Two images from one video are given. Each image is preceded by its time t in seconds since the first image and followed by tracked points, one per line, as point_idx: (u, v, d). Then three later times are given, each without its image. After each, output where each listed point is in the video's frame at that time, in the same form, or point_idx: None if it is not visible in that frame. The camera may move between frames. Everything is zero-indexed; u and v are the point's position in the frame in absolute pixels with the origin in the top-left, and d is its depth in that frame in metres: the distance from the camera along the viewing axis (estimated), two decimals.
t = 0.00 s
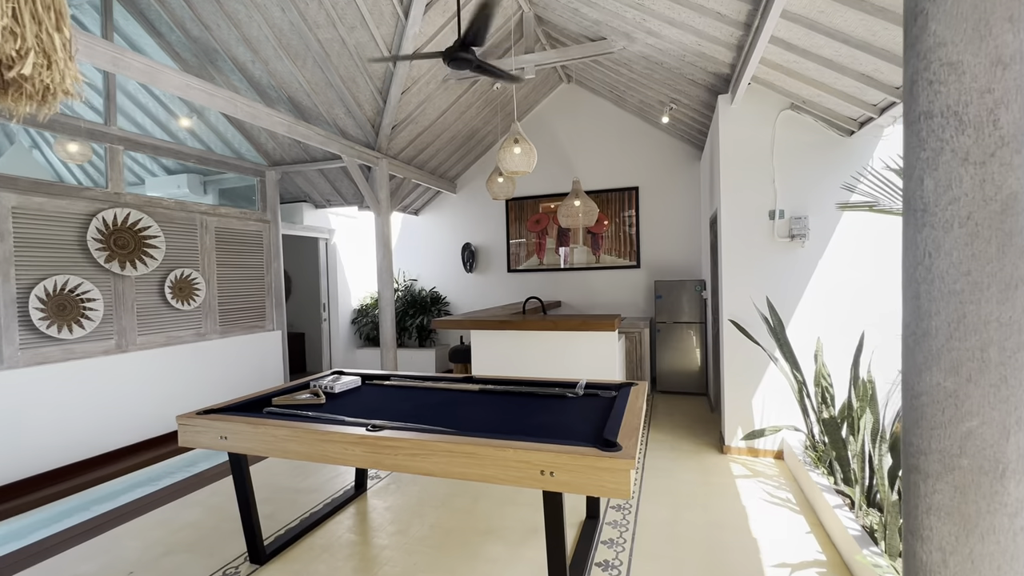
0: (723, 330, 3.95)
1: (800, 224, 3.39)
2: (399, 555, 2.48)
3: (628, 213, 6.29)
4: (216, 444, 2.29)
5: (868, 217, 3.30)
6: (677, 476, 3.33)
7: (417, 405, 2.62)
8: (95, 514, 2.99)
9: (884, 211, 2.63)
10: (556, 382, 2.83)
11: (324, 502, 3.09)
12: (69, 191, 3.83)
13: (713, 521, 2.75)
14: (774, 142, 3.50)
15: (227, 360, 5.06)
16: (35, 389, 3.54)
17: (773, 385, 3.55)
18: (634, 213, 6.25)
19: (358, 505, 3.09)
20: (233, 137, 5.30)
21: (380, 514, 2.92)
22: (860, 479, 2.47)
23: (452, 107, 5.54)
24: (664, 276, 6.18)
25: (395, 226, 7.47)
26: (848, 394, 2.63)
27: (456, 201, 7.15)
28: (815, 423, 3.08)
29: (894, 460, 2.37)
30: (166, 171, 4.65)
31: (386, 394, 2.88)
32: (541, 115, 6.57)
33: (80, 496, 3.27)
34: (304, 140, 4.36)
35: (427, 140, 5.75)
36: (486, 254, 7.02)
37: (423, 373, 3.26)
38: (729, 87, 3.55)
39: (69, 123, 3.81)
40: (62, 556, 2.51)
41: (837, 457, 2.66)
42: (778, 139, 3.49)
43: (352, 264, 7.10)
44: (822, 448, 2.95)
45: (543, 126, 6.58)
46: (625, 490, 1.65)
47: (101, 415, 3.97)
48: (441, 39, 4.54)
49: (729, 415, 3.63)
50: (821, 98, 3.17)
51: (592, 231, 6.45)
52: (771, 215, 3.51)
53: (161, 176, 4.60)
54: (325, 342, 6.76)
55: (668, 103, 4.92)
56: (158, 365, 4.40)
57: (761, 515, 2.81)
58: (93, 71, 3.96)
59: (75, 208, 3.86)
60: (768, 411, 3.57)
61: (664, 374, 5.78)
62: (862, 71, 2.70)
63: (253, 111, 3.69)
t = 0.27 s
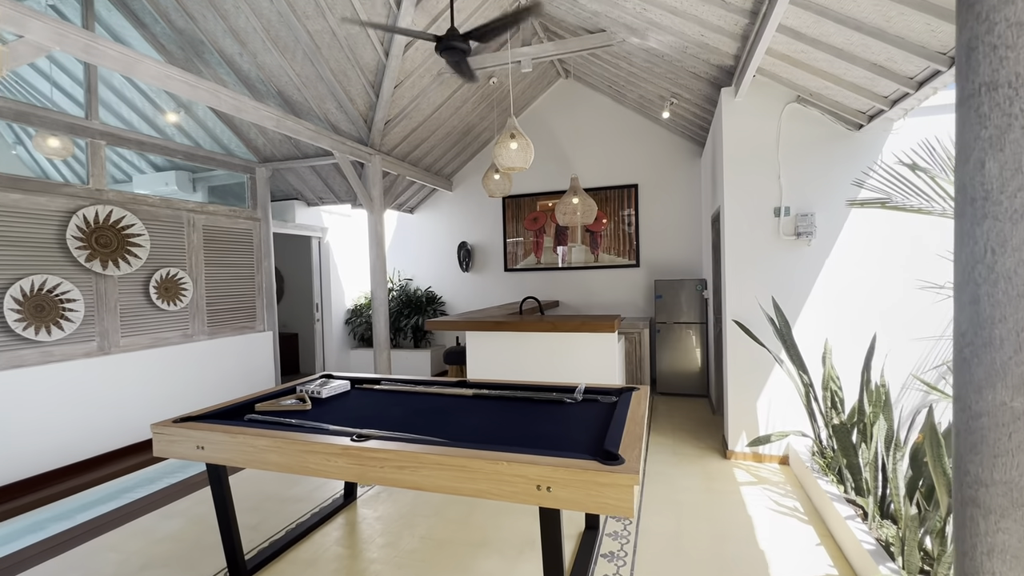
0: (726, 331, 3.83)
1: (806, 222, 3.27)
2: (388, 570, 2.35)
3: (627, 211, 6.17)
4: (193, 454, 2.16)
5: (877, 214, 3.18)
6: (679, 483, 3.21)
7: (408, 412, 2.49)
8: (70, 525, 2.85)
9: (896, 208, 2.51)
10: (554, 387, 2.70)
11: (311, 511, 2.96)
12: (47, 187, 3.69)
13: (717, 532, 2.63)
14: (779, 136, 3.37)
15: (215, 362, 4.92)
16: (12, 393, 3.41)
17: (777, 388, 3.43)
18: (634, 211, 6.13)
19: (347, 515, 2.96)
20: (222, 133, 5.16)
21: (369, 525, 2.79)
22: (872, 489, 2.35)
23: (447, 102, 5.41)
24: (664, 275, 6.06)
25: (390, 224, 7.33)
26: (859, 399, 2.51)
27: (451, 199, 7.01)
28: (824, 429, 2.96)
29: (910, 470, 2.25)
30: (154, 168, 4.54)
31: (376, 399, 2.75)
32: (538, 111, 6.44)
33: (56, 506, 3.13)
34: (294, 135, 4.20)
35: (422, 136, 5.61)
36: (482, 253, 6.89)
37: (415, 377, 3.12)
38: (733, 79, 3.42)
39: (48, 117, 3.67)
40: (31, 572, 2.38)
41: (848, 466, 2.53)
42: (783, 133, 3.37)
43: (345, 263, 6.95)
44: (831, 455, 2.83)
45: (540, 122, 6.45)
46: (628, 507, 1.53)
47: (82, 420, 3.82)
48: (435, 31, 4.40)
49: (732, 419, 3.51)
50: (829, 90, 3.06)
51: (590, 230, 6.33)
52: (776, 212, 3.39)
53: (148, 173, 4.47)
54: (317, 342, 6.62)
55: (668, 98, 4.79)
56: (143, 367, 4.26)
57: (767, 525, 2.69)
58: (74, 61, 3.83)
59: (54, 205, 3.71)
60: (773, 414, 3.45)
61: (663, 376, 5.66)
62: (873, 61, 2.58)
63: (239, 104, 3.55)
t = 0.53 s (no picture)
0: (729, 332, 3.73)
1: (812, 218, 3.17)
2: None
3: (626, 208, 6.06)
4: (170, 462, 2.04)
5: (887, 210, 3.08)
6: (682, 489, 3.11)
7: (399, 416, 2.38)
8: (46, 535, 2.72)
9: (909, 203, 2.40)
10: (552, 390, 2.59)
11: (299, 519, 2.84)
12: (25, 182, 3.55)
13: (722, 540, 2.52)
14: (785, 130, 3.27)
15: (204, 363, 4.79)
16: None
17: (783, 390, 3.33)
18: (633, 209, 6.02)
19: (337, 523, 2.84)
20: (211, 128, 5.03)
21: (360, 534, 2.67)
22: (886, 497, 2.24)
23: (443, 97, 5.29)
24: (664, 274, 5.95)
25: (385, 222, 7.21)
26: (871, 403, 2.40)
27: (447, 197, 6.89)
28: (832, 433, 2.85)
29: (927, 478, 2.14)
30: (143, 164, 4.43)
31: (366, 403, 2.63)
32: (536, 106, 6.32)
33: (34, 515, 3.01)
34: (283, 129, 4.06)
35: (417, 132, 5.48)
36: (479, 252, 6.77)
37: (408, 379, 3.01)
38: (737, 71, 3.31)
39: (27, 110, 3.54)
40: None
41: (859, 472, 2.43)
42: (788, 127, 3.26)
43: (339, 261, 6.82)
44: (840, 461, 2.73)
45: (538, 118, 6.33)
46: (633, 522, 1.41)
47: (63, 424, 3.69)
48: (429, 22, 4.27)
49: (736, 421, 3.40)
50: (837, 82, 2.95)
51: (589, 227, 6.22)
52: (781, 208, 3.29)
53: (137, 169, 4.37)
54: (311, 342, 6.49)
55: (669, 92, 4.68)
56: (128, 368, 4.13)
57: (775, 533, 2.58)
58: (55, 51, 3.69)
59: (32, 200, 3.58)
60: (778, 417, 3.35)
61: (663, 376, 5.56)
62: (885, 50, 2.48)
63: (225, 96, 3.42)
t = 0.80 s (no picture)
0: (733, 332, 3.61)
1: (822, 215, 3.05)
2: None
3: (626, 205, 5.93)
4: (143, 475, 1.89)
5: (901, 205, 2.96)
6: (687, 496, 2.99)
7: (390, 424, 2.24)
8: (15, 549, 2.57)
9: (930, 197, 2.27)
10: (552, 395, 2.45)
11: (286, 531, 2.69)
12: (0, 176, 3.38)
13: (731, 552, 2.40)
14: (793, 124, 3.15)
15: (191, 365, 4.63)
16: None
17: (790, 393, 3.21)
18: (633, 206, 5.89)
19: (326, 534, 2.69)
20: (199, 122, 4.88)
21: (349, 547, 2.53)
22: (906, 508, 2.12)
23: (438, 91, 5.14)
24: (665, 272, 5.83)
25: (379, 220, 7.06)
26: (888, 408, 2.28)
27: (443, 194, 6.75)
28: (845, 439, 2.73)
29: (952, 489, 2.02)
30: (129, 160, 4.30)
31: (355, 409, 2.49)
32: (534, 101, 6.19)
33: (5, 528, 2.85)
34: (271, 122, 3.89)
35: (412, 127, 5.34)
36: (475, 250, 6.63)
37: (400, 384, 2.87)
38: (743, 62, 3.19)
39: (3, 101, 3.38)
40: None
41: (876, 481, 2.30)
42: (797, 119, 3.14)
43: (332, 260, 6.67)
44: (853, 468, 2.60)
45: (536, 114, 6.20)
46: (644, 546, 1.28)
47: (40, 429, 3.53)
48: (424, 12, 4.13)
49: (742, 425, 3.29)
50: (849, 72, 2.83)
51: (588, 225, 6.09)
52: (789, 204, 3.17)
53: (124, 165, 4.26)
54: (303, 343, 6.34)
55: (671, 86, 4.55)
56: (110, 371, 3.96)
57: (785, 543, 2.46)
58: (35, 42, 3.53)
59: (7, 196, 3.41)
60: (785, 421, 3.23)
61: (664, 377, 5.43)
62: (903, 36, 2.35)
63: (209, 86, 3.26)
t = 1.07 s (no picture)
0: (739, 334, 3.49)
1: (833, 213, 2.93)
2: None
3: (626, 204, 5.80)
4: (112, 493, 1.74)
5: (918, 202, 2.84)
6: (693, 506, 2.86)
7: (381, 435, 2.10)
8: None
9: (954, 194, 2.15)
10: (554, 403, 2.31)
11: (272, 546, 2.55)
12: None
13: (742, 568, 2.27)
14: (803, 117, 3.02)
15: (177, 368, 4.47)
16: None
17: (799, 398, 3.09)
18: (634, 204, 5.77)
19: (314, 549, 2.55)
20: (186, 117, 4.72)
21: (339, 564, 2.39)
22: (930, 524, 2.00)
23: (434, 86, 5.00)
24: (666, 272, 5.71)
25: (374, 218, 6.91)
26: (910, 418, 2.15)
27: (439, 192, 6.60)
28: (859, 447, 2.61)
29: (982, 505, 1.89)
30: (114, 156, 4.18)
31: (345, 418, 2.35)
32: (532, 97, 6.05)
33: None
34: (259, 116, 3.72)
35: (407, 123, 5.19)
36: (472, 249, 6.49)
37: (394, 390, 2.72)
38: (752, 53, 3.05)
39: None
40: None
41: (895, 494, 2.18)
42: (807, 113, 3.01)
43: (325, 259, 6.52)
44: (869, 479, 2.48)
45: (534, 110, 6.06)
46: None
47: (16, 437, 3.37)
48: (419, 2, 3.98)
49: (749, 430, 3.17)
50: (862, 63, 2.70)
51: (587, 224, 5.96)
52: (798, 202, 3.05)
53: (110, 162, 4.13)
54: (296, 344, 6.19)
55: (673, 80, 4.42)
56: (91, 375, 3.80)
57: (798, 558, 2.33)
58: (10, 31, 3.36)
59: None
60: (794, 427, 3.11)
61: (665, 379, 5.31)
62: (924, 23, 2.22)
63: (193, 78, 3.10)
